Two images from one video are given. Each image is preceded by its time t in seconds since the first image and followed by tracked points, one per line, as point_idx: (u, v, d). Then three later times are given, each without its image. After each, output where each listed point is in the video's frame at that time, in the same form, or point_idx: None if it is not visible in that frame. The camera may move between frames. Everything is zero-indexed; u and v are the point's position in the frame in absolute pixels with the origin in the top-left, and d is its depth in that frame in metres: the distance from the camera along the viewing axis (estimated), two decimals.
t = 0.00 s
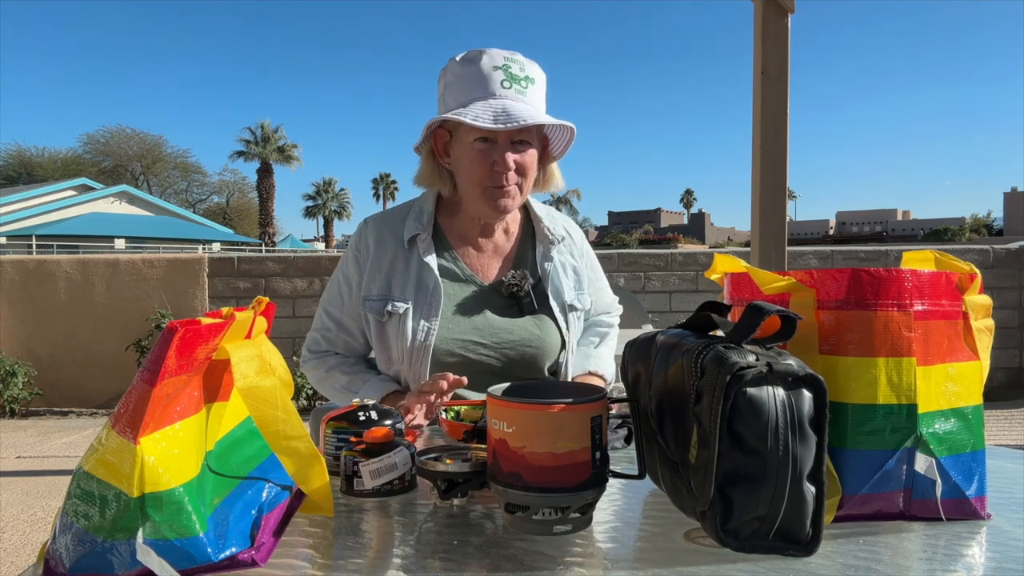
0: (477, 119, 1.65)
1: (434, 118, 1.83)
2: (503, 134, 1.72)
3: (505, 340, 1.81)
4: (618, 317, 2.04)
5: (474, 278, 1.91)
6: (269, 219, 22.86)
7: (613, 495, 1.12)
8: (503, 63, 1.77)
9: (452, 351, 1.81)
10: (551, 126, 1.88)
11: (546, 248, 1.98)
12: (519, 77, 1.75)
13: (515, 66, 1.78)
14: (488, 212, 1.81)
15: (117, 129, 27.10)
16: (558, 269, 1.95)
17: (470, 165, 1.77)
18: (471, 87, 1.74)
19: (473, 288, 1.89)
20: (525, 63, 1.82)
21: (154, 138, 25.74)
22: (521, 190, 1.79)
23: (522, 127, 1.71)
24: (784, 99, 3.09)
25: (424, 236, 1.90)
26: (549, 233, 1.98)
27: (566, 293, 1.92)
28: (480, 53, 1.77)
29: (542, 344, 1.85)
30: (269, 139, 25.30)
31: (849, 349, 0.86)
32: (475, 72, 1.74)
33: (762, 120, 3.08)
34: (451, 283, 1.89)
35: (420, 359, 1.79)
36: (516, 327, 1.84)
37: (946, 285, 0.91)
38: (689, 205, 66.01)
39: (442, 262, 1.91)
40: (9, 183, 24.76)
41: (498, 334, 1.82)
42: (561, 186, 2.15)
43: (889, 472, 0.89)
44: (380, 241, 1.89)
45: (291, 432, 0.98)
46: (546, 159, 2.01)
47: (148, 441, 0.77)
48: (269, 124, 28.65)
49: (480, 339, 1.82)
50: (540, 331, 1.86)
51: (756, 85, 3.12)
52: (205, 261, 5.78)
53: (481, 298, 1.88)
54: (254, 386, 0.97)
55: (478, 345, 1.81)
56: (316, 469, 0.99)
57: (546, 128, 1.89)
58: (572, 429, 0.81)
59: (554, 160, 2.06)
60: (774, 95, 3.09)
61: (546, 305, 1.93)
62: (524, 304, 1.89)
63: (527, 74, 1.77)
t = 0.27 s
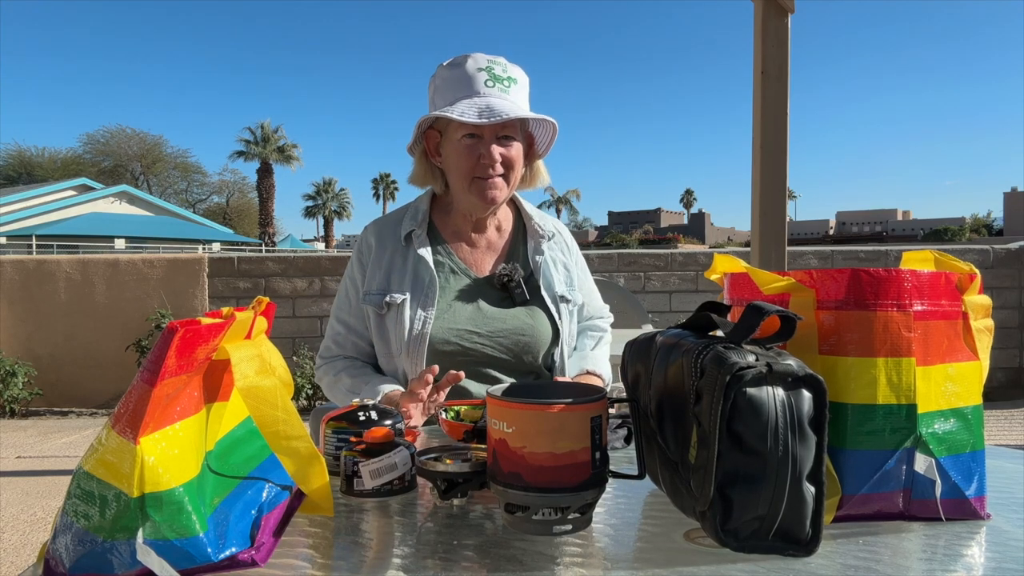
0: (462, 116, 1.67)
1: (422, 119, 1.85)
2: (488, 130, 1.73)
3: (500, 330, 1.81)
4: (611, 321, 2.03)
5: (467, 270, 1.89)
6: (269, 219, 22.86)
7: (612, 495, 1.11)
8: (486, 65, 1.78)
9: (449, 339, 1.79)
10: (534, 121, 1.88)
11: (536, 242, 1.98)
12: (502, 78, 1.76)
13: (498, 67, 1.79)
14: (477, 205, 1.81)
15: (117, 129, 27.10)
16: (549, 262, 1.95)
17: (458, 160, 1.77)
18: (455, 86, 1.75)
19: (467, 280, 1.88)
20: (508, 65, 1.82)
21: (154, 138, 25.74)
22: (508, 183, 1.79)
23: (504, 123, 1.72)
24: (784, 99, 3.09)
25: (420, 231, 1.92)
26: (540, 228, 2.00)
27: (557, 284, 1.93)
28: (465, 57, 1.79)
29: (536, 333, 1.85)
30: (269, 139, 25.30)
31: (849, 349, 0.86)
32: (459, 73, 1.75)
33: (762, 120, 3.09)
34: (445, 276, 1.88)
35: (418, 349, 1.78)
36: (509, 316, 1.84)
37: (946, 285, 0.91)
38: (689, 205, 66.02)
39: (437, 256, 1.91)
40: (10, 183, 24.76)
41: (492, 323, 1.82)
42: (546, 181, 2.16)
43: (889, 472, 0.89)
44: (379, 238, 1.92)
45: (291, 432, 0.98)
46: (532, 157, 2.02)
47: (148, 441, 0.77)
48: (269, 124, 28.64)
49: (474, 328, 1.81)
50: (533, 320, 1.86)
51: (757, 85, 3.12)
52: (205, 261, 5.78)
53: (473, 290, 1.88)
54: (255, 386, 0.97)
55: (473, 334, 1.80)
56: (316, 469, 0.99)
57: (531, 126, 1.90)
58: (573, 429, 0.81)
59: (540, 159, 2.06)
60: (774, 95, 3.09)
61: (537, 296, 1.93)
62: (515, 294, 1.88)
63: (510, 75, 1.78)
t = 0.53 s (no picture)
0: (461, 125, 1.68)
1: (425, 123, 1.85)
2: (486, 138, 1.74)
3: (494, 320, 1.82)
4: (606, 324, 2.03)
5: (464, 267, 1.90)
6: (269, 219, 22.86)
7: (611, 495, 1.12)
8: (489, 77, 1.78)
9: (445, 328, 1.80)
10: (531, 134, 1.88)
11: (533, 242, 1.98)
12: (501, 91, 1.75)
13: (501, 80, 1.78)
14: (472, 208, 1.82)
15: (117, 129, 27.11)
16: (545, 261, 1.95)
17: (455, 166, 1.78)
18: (456, 95, 1.76)
19: (467, 275, 1.89)
20: (512, 79, 1.82)
21: (154, 138, 25.73)
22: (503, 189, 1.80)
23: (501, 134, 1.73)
24: (784, 99, 3.09)
25: (420, 227, 1.93)
26: (536, 229, 1.99)
27: (551, 281, 1.92)
28: (470, 69, 1.80)
29: (530, 324, 1.84)
30: (269, 139, 25.30)
31: (849, 349, 0.86)
32: (461, 84, 1.76)
33: (762, 120, 3.09)
34: (445, 271, 1.88)
35: (417, 336, 1.77)
36: (504, 307, 1.84)
37: (946, 285, 0.91)
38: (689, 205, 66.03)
39: (437, 252, 1.91)
40: (10, 183, 24.77)
41: (486, 314, 1.82)
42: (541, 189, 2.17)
43: (889, 472, 0.89)
44: (382, 233, 1.94)
45: (291, 432, 0.99)
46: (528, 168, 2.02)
47: (148, 441, 0.77)
48: (269, 124, 28.64)
49: (470, 317, 1.82)
50: (527, 312, 1.85)
51: (756, 85, 3.12)
52: (205, 261, 5.78)
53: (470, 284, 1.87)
54: (254, 386, 0.97)
55: (467, 323, 1.81)
56: (316, 468, 0.99)
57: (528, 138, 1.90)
58: (573, 429, 0.81)
59: (535, 167, 2.06)
60: (774, 95, 3.09)
61: (532, 292, 1.92)
62: (511, 289, 1.87)
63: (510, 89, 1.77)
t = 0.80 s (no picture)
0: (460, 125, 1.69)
1: (429, 124, 1.87)
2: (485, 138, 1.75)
3: (495, 313, 1.82)
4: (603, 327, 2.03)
5: (468, 263, 1.91)
6: (269, 219, 22.86)
7: (611, 495, 1.11)
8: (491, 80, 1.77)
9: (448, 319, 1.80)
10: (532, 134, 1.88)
11: (535, 241, 1.98)
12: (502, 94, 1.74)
13: (503, 82, 1.76)
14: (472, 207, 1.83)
15: (117, 130, 27.11)
16: (547, 260, 1.95)
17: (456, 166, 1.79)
18: (458, 98, 1.76)
19: (469, 271, 1.89)
20: (515, 83, 1.80)
21: (154, 138, 25.73)
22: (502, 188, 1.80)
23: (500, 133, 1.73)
24: (784, 98, 3.08)
25: (426, 224, 1.95)
26: (539, 229, 2.00)
27: (551, 279, 1.93)
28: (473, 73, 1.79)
29: (530, 320, 1.85)
30: (269, 139, 25.29)
31: (849, 349, 0.86)
32: (462, 86, 1.76)
33: (762, 120, 3.09)
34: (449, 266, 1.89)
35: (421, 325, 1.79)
36: (505, 302, 1.85)
37: (946, 285, 0.91)
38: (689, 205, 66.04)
39: (441, 248, 1.92)
40: (10, 183, 24.77)
41: (488, 307, 1.83)
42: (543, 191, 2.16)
43: (889, 472, 0.89)
44: (388, 229, 1.96)
45: (292, 432, 0.99)
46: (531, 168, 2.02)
47: (148, 441, 0.77)
48: (269, 124, 28.65)
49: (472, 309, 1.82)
50: (527, 307, 1.86)
51: (756, 85, 3.12)
52: (205, 261, 5.78)
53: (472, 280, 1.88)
54: (255, 386, 0.98)
55: (469, 315, 1.81)
56: (316, 468, 0.99)
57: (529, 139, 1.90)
58: (573, 429, 0.81)
59: (539, 168, 2.05)
60: (774, 95, 3.09)
61: (532, 288, 1.93)
62: (511, 285, 1.86)
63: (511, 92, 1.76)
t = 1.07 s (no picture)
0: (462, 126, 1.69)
1: (431, 129, 1.87)
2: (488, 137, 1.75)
3: (500, 314, 1.83)
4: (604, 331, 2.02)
5: (472, 265, 1.91)
6: (269, 219, 22.86)
7: (611, 495, 1.11)
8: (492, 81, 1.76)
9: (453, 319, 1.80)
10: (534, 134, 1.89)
11: (539, 244, 1.98)
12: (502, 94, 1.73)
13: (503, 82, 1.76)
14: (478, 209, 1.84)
15: (117, 129, 27.11)
16: (551, 262, 1.95)
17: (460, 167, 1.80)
18: (458, 102, 1.76)
19: (474, 272, 1.89)
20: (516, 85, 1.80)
21: (154, 138, 25.74)
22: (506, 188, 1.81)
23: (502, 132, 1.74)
24: (784, 98, 3.09)
25: (430, 226, 1.95)
26: (542, 232, 1.99)
27: (555, 282, 1.92)
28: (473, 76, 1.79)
29: (534, 321, 1.85)
30: (269, 139, 25.29)
31: (849, 349, 0.86)
32: (461, 89, 1.76)
33: (762, 120, 3.09)
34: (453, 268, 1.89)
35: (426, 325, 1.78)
36: (509, 303, 1.85)
37: (946, 285, 0.91)
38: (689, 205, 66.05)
39: (446, 249, 1.92)
40: (9, 183, 24.77)
41: (493, 308, 1.83)
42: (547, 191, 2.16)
43: (889, 472, 0.89)
44: (393, 231, 1.97)
45: (291, 432, 0.99)
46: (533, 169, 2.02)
47: (148, 441, 0.77)
48: (269, 124, 28.64)
49: (478, 310, 1.82)
50: (531, 308, 1.87)
51: (756, 85, 3.12)
52: (205, 261, 5.78)
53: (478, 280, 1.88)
54: (254, 386, 0.98)
55: (473, 316, 1.81)
56: (316, 468, 0.99)
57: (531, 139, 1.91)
58: (572, 429, 0.81)
59: (541, 169, 2.06)
60: (774, 95, 3.09)
61: (537, 290, 1.92)
62: (515, 286, 1.86)
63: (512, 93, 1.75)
